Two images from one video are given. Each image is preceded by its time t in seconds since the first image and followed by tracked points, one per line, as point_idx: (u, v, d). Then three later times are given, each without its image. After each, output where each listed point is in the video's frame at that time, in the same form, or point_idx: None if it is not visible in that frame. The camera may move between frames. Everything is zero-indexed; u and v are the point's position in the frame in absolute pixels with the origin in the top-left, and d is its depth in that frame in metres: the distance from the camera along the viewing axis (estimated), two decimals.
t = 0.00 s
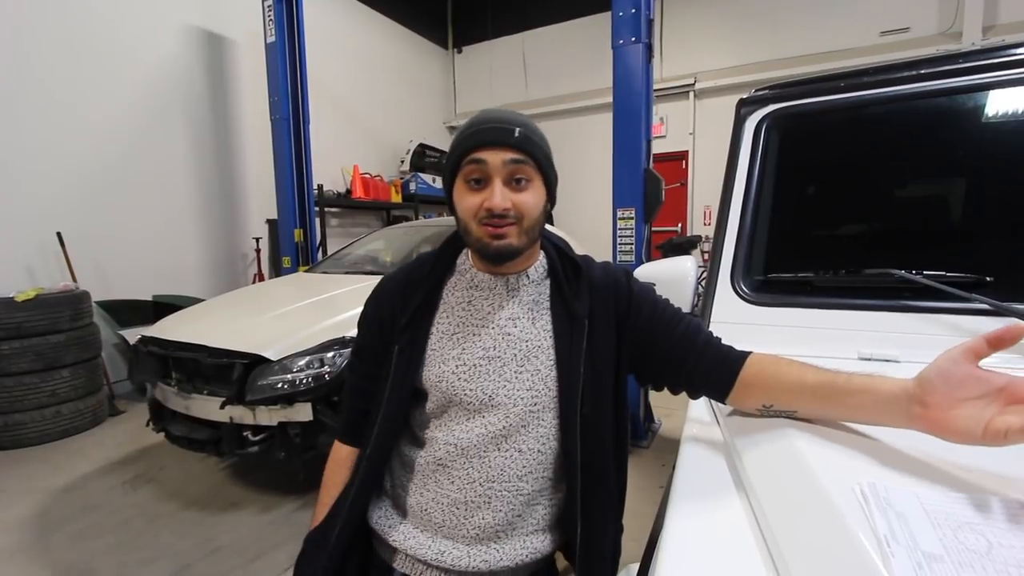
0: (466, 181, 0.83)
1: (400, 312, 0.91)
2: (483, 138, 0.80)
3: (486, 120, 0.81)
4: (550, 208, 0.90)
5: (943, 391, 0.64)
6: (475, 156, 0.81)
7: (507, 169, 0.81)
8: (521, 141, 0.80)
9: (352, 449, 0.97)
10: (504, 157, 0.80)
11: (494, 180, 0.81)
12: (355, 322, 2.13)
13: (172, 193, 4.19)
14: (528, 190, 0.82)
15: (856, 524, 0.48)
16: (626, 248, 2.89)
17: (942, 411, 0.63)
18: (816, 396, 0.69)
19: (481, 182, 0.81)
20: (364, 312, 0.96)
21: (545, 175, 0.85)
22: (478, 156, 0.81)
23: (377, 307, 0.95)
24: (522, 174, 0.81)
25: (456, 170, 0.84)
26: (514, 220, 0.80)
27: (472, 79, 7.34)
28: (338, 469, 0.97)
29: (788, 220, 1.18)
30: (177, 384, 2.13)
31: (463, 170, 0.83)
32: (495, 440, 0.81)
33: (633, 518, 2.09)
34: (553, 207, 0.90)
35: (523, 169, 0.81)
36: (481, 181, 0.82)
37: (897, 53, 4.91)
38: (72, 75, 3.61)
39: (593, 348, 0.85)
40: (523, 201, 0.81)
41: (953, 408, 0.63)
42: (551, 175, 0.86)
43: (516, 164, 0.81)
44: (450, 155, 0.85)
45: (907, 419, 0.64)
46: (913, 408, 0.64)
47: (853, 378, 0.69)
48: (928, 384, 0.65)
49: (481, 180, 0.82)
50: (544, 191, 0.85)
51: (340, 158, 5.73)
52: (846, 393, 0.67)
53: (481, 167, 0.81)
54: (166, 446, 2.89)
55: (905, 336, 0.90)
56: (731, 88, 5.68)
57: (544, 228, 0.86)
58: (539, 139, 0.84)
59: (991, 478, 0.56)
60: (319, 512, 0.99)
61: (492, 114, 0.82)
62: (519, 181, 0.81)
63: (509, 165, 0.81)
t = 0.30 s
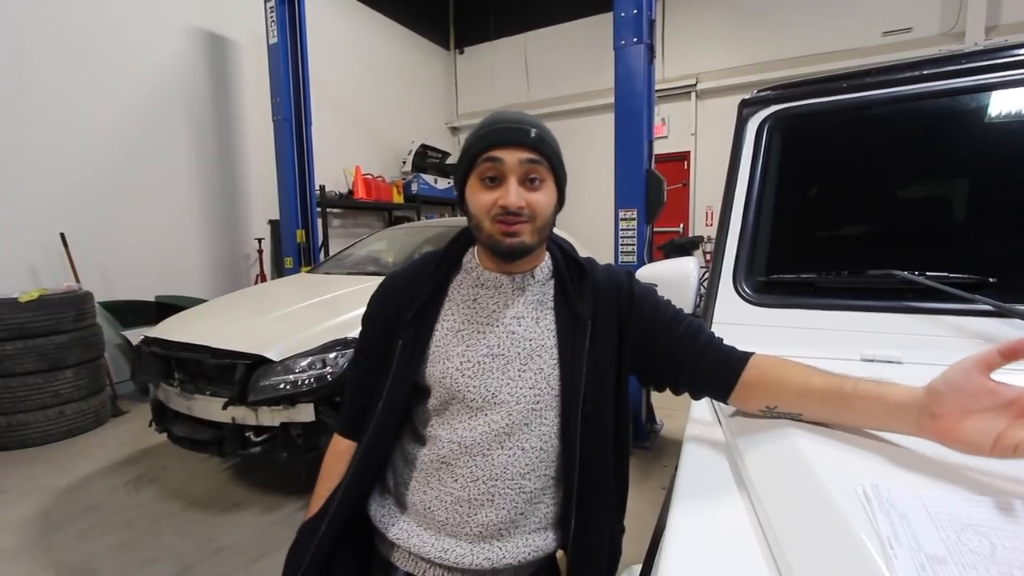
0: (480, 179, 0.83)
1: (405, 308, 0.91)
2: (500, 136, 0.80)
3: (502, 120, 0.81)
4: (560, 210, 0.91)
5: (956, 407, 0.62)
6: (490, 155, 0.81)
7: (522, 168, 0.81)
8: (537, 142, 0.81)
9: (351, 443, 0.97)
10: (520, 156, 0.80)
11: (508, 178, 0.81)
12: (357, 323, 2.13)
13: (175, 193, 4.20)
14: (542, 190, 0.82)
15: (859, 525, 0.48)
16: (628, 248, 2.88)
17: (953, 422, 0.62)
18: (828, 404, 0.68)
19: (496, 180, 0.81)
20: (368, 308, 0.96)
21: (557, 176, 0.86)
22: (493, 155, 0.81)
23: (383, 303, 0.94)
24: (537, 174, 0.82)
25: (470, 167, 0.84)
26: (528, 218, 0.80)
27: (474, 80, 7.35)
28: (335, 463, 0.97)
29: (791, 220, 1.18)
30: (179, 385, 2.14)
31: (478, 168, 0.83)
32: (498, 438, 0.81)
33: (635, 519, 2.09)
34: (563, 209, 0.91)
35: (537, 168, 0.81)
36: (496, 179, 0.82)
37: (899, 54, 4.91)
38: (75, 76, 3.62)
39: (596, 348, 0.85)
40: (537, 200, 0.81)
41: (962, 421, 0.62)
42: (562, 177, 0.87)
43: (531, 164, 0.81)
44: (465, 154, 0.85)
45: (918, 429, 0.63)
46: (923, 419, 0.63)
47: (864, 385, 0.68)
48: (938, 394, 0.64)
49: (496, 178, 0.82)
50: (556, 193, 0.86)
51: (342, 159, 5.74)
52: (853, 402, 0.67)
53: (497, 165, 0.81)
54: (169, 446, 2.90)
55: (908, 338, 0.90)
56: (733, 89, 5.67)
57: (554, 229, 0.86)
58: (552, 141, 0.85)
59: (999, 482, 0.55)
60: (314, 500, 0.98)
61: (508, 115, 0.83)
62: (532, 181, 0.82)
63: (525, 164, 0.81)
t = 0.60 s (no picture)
0: (494, 177, 0.82)
1: (412, 305, 0.90)
2: (518, 138, 0.81)
3: (518, 123, 0.82)
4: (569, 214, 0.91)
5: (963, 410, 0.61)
6: (506, 154, 0.81)
7: (536, 169, 0.81)
8: (553, 145, 0.82)
9: (362, 443, 0.98)
10: (535, 158, 0.81)
11: (522, 178, 0.81)
12: (358, 323, 2.13)
13: (177, 192, 4.21)
14: (553, 193, 0.82)
15: (862, 526, 0.48)
16: (629, 248, 2.88)
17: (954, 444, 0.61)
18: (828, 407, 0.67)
19: (510, 179, 0.81)
20: (376, 307, 0.95)
21: (569, 181, 0.86)
22: (509, 154, 0.81)
23: (391, 300, 0.94)
24: (549, 177, 0.82)
25: (485, 164, 0.84)
26: (536, 219, 0.80)
27: (476, 79, 7.34)
28: (348, 465, 0.98)
29: (792, 221, 1.18)
30: (180, 383, 2.14)
31: (492, 165, 0.83)
32: (501, 434, 0.81)
33: (636, 519, 2.09)
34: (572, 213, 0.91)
35: (551, 171, 0.82)
36: (510, 178, 0.81)
37: (901, 54, 4.90)
38: (77, 75, 3.63)
39: (600, 347, 0.85)
40: (547, 202, 0.81)
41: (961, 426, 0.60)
42: (574, 183, 0.87)
43: (545, 166, 0.81)
44: (481, 151, 0.85)
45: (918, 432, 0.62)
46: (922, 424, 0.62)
47: (866, 389, 0.66)
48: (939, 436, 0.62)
49: (510, 178, 0.82)
50: (567, 197, 0.86)
51: (344, 158, 5.74)
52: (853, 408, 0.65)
53: (513, 164, 0.81)
54: (170, 444, 2.91)
55: (910, 338, 0.90)
56: (735, 88, 5.66)
57: (562, 232, 0.86)
58: (568, 147, 0.85)
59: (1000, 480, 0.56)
60: (333, 512, 0.98)
61: (528, 119, 0.83)
62: (545, 183, 0.82)
63: (540, 166, 0.81)
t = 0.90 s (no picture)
0: (486, 176, 0.82)
1: (410, 306, 0.90)
2: (507, 135, 0.81)
3: (502, 120, 0.83)
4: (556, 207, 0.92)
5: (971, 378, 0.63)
6: (497, 152, 0.81)
7: (529, 164, 0.81)
8: (538, 138, 0.83)
9: (363, 446, 0.98)
10: (527, 153, 0.81)
11: (517, 174, 0.81)
12: (359, 323, 2.14)
13: (177, 193, 4.21)
14: (546, 185, 0.83)
15: (862, 526, 0.48)
16: (630, 249, 2.88)
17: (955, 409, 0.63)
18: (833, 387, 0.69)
19: (504, 177, 0.81)
20: (374, 309, 0.95)
21: (556, 173, 0.87)
22: (501, 153, 0.81)
23: (389, 302, 0.94)
24: (540, 170, 0.83)
25: (475, 165, 0.83)
26: (535, 214, 0.80)
27: (476, 81, 7.35)
28: (355, 469, 0.97)
29: (792, 221, 1.18)
30: (181, 384, 2.14)
31: (484, 166, 0.82)
32: (501, 432, 0.81)
33: (636, 520, 2.08)
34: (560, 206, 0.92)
35: (542, 165, 0.82)
36: (504, 176, 0.81)
37: (902, 54, 4.90)
38: (78, 76, 3.63)
39: (598, 344, 0.84)
40: (543, 195, 0.81)
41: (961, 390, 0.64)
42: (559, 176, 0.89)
43: (536, 160, 0.82)
44: (467, 153, 0.84)
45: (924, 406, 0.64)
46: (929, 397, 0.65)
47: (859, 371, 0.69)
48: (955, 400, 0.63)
49: (503, 176, 0.81)
50: (556, 190, 0.87)
51: (344, 159, 5.75)
52: (860, 387, 0.68)
53: (505, 162, 0.80)
54: (171, 446, 2.91)
55: (911, 338, 0.90)
56: (735, 89, 5.66)
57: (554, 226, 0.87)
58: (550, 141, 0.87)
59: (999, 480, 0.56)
60: (347, 524, 0.97)
61: (508, 117, 0.84)
62: (538, 177, 0.82)
63: (531, 161, 0.81)
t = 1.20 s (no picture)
0: (481, 177, 0.82)
1: (409, 310, 0.90)
2: (501, 134, 0.81)
3: (501, 119, 0.82)
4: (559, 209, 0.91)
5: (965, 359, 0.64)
6: (491, 151, 0.81)
7: (523, 164, 0.81)
8: (536, 139, 0.82)
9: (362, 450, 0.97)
10: (520, 153, 0.81)
11: (509, 174, 0.80)
12: (359, 325, 2.14)
13: (177, 195, 4.21)
14: (542, 186, 0.82)
15: (863, 526, 0.49)
16: (629, 250, 2.88)
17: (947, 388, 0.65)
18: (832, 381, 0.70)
19: (496, 176, 0.81)
20: (372, 313, 0.95)
21: (556, 173, 0.86)
22: (495, 152, 0.81)
23: (386, 303, 0.94)
24: (536, 171, 0.82)
25: (471, 164, 0.84)
26: (527, 214, 0.80)
27: (475, 82, 7.36)
28: (354, 473, 0.97)
29: (792, 223, 1.18)
30: (181, 386, 2.14)
31: (479, 165, 0.83)
32: (504, 439, 0.81)
33: (637, 521, 2.08)
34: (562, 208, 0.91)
35: (537, 165, 0.82)
36: (497, 175, 0.81)
37: (901, 55, 4.91)
38: (78, 78, 3.64)
39: (600, 348, 0.84)
40: (535, 196, 0.81)
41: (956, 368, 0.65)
42: (562, 178, 0.87)
43: (531, 160, 0.81)
44: (466, 152, 0.85)
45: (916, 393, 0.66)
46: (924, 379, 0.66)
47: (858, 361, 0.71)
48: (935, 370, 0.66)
49: (496, 176, 0.82)
50: (555, 190, 0.85)
51: (344, 160, 5.75)
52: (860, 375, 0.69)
53: (498, 161, 0.81)
54: (171, 448, 2.90)
55: (911, 339, 0.90)
56: (735, 90, 5.67)
57: (553, 228, 0.86)
58: (552, 140, 0.85)
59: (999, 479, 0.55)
60: (346, 530, 0.97)
61: (507, 115, 0.83)
62: (533, 178, 0.82)
63: (525, 161, 0.81)
